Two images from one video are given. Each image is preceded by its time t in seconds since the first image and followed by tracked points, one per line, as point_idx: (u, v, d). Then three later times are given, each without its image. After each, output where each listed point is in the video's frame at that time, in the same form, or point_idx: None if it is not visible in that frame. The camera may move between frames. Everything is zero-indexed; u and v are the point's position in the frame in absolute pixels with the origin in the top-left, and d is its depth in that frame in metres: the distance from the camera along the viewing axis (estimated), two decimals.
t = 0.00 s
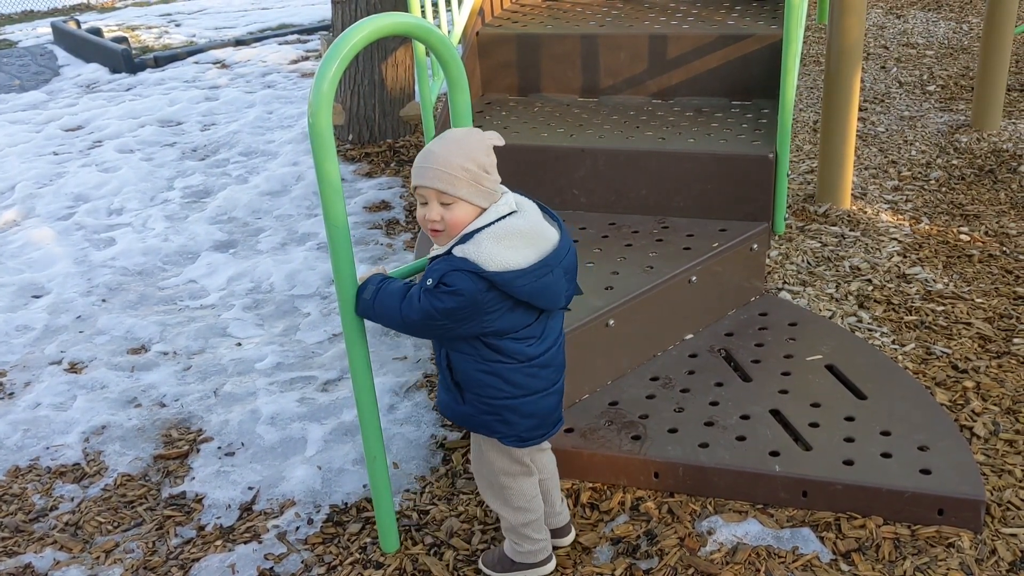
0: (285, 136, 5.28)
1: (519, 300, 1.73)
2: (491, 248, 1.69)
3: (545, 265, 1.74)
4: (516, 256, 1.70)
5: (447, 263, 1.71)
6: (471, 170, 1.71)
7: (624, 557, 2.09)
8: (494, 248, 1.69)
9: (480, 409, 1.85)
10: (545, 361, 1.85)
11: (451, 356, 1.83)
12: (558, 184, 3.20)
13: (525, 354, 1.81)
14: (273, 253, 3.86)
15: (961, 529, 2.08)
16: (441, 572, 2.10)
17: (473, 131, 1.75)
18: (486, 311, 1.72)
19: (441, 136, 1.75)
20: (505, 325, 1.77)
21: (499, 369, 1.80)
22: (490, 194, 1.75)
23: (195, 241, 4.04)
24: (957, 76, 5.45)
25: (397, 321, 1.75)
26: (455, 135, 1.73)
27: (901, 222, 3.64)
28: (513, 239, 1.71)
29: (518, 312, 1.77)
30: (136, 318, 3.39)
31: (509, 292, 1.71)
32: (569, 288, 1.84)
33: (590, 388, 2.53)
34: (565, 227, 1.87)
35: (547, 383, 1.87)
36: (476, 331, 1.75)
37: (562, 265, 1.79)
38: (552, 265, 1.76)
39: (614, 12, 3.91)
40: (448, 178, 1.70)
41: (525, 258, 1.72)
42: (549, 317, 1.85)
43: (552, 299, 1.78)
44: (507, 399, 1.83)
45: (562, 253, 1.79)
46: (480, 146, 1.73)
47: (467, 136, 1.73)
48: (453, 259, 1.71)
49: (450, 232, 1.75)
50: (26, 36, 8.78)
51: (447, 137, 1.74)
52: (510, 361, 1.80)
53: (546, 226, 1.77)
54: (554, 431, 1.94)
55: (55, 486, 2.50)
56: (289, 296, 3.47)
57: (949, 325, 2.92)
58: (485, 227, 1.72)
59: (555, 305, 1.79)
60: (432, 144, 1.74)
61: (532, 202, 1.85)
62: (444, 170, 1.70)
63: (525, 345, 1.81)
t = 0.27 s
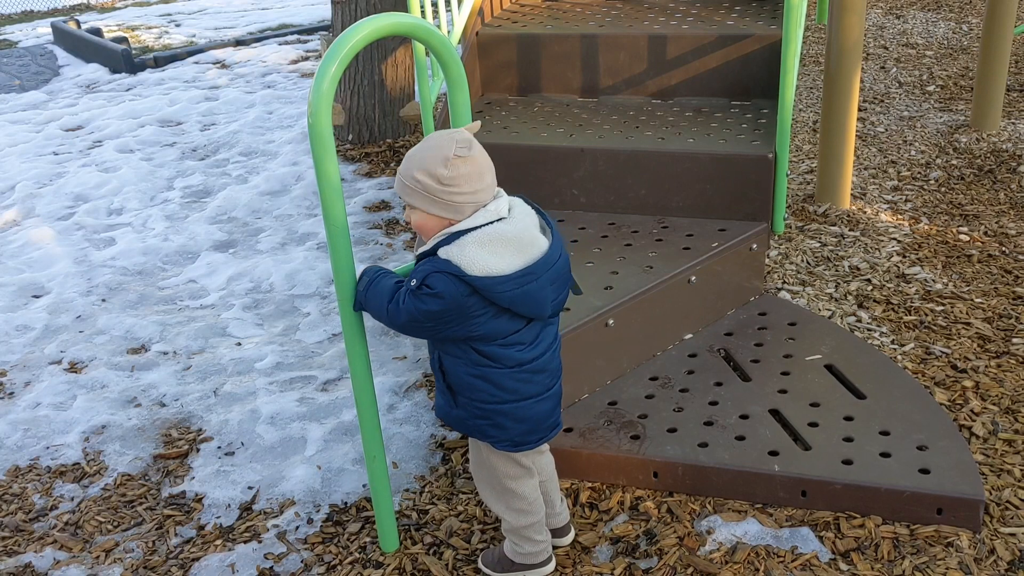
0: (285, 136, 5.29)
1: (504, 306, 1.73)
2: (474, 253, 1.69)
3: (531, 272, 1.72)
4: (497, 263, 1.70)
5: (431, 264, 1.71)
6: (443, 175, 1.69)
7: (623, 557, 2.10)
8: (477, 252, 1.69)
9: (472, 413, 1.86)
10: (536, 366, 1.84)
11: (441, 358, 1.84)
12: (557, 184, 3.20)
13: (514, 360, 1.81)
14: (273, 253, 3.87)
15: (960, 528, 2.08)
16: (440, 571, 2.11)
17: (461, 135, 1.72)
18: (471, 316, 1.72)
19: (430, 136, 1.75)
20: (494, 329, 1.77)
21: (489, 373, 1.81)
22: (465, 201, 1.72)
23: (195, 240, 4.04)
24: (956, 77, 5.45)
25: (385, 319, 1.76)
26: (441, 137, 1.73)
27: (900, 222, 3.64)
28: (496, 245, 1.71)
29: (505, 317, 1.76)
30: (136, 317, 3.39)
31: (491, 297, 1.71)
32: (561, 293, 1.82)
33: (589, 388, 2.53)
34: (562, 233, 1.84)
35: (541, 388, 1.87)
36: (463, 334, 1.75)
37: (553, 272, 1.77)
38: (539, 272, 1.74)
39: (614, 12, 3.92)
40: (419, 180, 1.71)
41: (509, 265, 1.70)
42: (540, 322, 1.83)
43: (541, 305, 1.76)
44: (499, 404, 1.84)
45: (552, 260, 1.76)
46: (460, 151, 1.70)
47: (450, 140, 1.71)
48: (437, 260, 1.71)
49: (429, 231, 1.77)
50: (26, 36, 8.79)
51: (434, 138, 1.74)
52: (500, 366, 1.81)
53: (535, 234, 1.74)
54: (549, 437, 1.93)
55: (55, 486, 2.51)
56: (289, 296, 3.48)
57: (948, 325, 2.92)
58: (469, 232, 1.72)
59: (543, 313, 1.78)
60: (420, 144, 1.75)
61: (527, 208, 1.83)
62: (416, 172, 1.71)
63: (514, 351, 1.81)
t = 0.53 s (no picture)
0: (284, 137, 5.29)
1: (458, 323, 1.72)
2: (425, 265, 1.68)
3: (479, 288, 1.69)
4: (444, 275, 1.68)
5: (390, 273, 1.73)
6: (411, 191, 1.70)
7: (621, 558, 2.10)
8: (427, 264, 1.68)
9: (449, 424, 1.88)
10: (507, 383, 1.83)
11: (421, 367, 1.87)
12: (555, 185, 3.21)
13: (482, 376, 1.80)
14: (272, 254, 3.87)
15: (958, 529, 2.08)
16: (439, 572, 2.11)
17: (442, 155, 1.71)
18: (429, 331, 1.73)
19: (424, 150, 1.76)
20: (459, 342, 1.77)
21: (459, 386, 1.82)
22: (432, 219, 1.72)
23: (194, 242, 4.04)
24: (955, 78, 5.46)
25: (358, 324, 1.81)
26: (426, 153, 1.73)
27: (899, 223, 3.64)
28: (446, 259, 1.68)
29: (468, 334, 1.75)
30: (135, 318, 3.40)
31: (442, 313, 1.70)
32: (529, 309, 1.78)
33: (588, 389, 2.53)
34: (533, 251, 1.78)
35: (515, 406, 1.85)
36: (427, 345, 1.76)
37: (509, 289, 1.72)
38: (490, 288, 1.70)
39: (612, 13, 3.92)
40: (394, 191, 1.74)
41: (456, 280, 1.68)
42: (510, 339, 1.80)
43: (496, 321, 1.74)
44: (471, 418, 1.85)
45: (509, 276, 1.71)
46: (432, 171, 1.69)
47: (429, 158, 1.71)
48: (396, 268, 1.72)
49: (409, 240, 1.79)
50: (25, 38, 8.80)
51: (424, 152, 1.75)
52: (468, 381, 1.81)
53: (489, 252, 1.69)
54: (529, 457, 1.93)
55: (54, 487, 2.51)
56: (288, 297, 3.48)
57: (947, 326, 2.92)
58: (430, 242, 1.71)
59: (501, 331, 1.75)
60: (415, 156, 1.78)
61: (502, 223, 1.77)
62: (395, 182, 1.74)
63: (481, 367, 1.80)
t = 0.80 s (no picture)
0: (282, 139, 5.29)
1: (457, 358, 1.77)
2: (438, 299, 1.74)
3: (484, 333, 1.74)
4: (457, 315, 1.74)
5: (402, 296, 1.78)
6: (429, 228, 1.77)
7: (620, 560, 2.09)
8: (440, 299, 1.74)
9: (440, 449, 1.91)
10: (499, 423, 1.86)
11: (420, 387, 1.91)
12: (553, 187, 3.21)
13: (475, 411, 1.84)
14: (270, 256, 3.87)
15: (956, 531, 2.08)
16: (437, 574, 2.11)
17: (461, 196, 1.78)
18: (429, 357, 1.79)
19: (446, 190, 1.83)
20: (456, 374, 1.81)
21: (451, 415, 1.85)
22: (447, 258, 1.78)
23: (192, 244, 4.04)
24: (953, 80, 5.47)
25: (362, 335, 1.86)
26: (446, 192, 1.80)
27: (897, 225, 3.65)
28: (459, 298, 1.74)
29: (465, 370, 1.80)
30: (133, 321, 3.39)
31: (444, 345, 1.76)
32: (530, 359, 1.81)
33: (586, 391, 2.53)
34: (543, 307, 1.83)
35: (506, 444, 1.88)
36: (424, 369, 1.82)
37: (511, 341, 1.76)
38: (496, 334, 1.75)
39: (611, 15, 3.92)
40: (414, 227, 1.81)
41: (466, 321, 1.74)
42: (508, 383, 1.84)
43: (493, 365, 1.78)
44: (461, 446, 1.87)
45: (516, 327, 1.76)
46: (449, 210, 1.76)
47: (448, 198, 1.78)
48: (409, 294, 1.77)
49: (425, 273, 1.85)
50: (23, 40, 8.80)
51: (446, 192, 1.82)
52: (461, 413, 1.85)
53: (502, 300, 1.75)
54: (516, 490, 1.94)
55: (52, 490, 2.50)
56: (286, 299, 3.48)
57: (945, 328, 2.92)
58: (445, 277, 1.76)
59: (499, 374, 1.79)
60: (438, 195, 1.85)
61: (518, 273, 1.83)
62: (416, 218, 1.81)
63: (475, 403, 1.84)
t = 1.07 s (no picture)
0: (282, 141, 5.29)
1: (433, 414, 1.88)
2: (443, 366, 1.81)
3: (468, 412, 1.85)
4: (454, 387, 1.82)
5: (412, 340, 1.82)
6: (449, 305, 1.79)
7: (620, 562, 2.09)
8: (444, 368, 1.81)
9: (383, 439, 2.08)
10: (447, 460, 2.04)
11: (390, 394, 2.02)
12: (553, 189, 3.21)
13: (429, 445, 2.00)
14: (270, 258, 3.87)
15: (956, 533, 2.08)
16: None
17: (486, 281, 1.80)
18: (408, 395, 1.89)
19: (468, 260, 1.84)
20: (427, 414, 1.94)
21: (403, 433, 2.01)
22: (454, 329, 1.82)
23: (191, 245, 4.04)
24: (952, 82, 5.47)
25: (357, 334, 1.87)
26: (471, 268, 1.81)
27: (897, 227, 3.65)
28: (461, 373, 1.81)
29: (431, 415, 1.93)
30: (132, 322, 3.39)
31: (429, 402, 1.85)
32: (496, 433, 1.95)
33: (586, 393, 2.53)
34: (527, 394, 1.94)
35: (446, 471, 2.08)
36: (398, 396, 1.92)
37: (489, 424, 1.88)
38: (479, 417, 1.86)
39: (610, 17, 3.93)
40: (431, 291, 1.81)
41: (460, 395, 1.83)
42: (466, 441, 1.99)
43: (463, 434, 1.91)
44: (404, 457, 2.05)
45: (499, 415, 1.87)
46: (473, 296, 1.78)
47: (474, 279, 1.79)
48: (417, 342, 1.82)
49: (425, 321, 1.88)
50: (22, 41, 8.80)
51: (470, 263, 1.83)
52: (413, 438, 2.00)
53: (499, 385, 1.84)
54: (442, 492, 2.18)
55: (51, 491, 2.50)
56: (285, 301, 3.47)
57: (945, 330, 2.92)
58: (453, 342, 1.81)
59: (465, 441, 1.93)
60: (458, 259, 1.84)
61: (515, 352, 1.91)
62: (434, 283, 1.82)
63: (430, 441, 1.99)
